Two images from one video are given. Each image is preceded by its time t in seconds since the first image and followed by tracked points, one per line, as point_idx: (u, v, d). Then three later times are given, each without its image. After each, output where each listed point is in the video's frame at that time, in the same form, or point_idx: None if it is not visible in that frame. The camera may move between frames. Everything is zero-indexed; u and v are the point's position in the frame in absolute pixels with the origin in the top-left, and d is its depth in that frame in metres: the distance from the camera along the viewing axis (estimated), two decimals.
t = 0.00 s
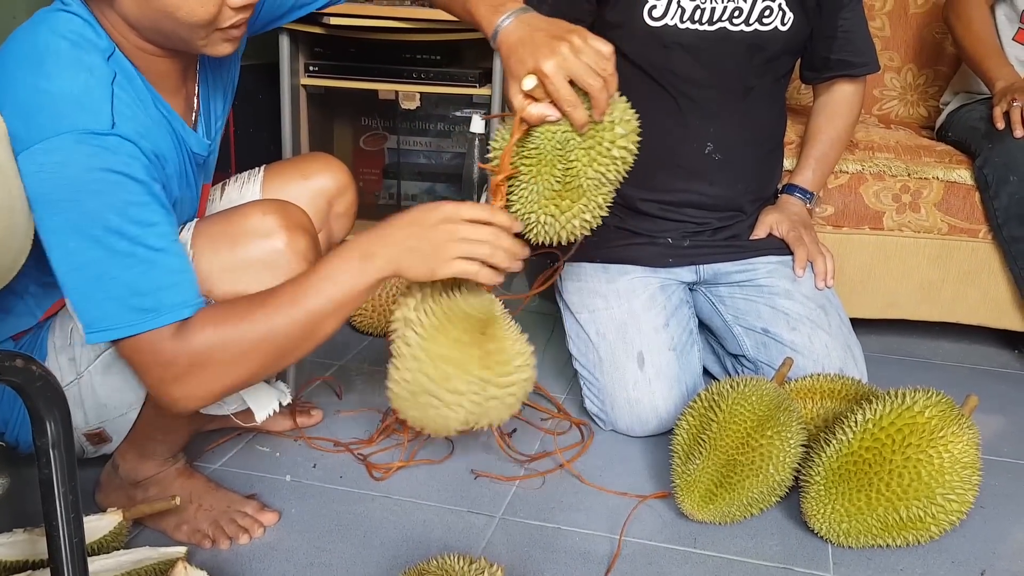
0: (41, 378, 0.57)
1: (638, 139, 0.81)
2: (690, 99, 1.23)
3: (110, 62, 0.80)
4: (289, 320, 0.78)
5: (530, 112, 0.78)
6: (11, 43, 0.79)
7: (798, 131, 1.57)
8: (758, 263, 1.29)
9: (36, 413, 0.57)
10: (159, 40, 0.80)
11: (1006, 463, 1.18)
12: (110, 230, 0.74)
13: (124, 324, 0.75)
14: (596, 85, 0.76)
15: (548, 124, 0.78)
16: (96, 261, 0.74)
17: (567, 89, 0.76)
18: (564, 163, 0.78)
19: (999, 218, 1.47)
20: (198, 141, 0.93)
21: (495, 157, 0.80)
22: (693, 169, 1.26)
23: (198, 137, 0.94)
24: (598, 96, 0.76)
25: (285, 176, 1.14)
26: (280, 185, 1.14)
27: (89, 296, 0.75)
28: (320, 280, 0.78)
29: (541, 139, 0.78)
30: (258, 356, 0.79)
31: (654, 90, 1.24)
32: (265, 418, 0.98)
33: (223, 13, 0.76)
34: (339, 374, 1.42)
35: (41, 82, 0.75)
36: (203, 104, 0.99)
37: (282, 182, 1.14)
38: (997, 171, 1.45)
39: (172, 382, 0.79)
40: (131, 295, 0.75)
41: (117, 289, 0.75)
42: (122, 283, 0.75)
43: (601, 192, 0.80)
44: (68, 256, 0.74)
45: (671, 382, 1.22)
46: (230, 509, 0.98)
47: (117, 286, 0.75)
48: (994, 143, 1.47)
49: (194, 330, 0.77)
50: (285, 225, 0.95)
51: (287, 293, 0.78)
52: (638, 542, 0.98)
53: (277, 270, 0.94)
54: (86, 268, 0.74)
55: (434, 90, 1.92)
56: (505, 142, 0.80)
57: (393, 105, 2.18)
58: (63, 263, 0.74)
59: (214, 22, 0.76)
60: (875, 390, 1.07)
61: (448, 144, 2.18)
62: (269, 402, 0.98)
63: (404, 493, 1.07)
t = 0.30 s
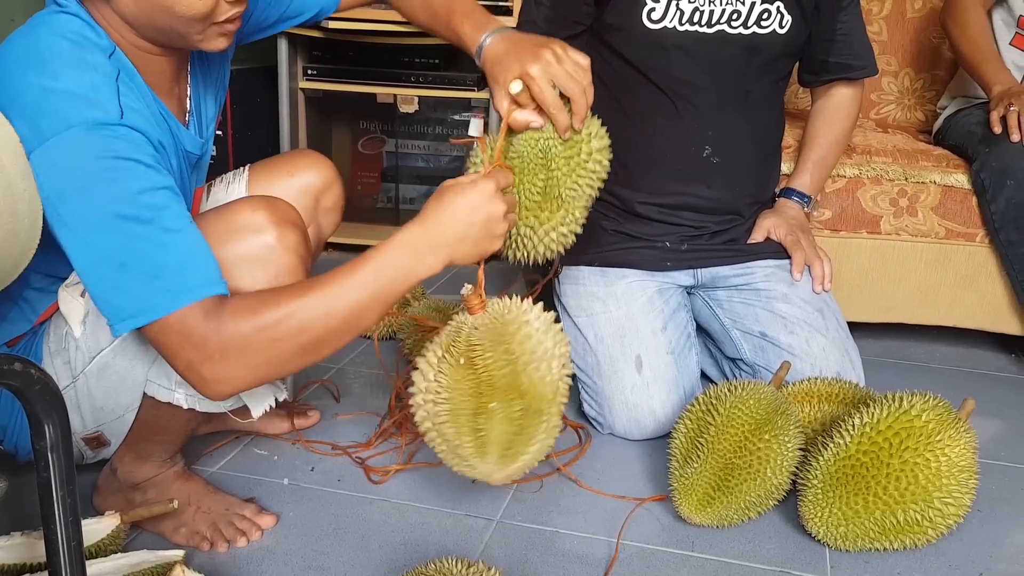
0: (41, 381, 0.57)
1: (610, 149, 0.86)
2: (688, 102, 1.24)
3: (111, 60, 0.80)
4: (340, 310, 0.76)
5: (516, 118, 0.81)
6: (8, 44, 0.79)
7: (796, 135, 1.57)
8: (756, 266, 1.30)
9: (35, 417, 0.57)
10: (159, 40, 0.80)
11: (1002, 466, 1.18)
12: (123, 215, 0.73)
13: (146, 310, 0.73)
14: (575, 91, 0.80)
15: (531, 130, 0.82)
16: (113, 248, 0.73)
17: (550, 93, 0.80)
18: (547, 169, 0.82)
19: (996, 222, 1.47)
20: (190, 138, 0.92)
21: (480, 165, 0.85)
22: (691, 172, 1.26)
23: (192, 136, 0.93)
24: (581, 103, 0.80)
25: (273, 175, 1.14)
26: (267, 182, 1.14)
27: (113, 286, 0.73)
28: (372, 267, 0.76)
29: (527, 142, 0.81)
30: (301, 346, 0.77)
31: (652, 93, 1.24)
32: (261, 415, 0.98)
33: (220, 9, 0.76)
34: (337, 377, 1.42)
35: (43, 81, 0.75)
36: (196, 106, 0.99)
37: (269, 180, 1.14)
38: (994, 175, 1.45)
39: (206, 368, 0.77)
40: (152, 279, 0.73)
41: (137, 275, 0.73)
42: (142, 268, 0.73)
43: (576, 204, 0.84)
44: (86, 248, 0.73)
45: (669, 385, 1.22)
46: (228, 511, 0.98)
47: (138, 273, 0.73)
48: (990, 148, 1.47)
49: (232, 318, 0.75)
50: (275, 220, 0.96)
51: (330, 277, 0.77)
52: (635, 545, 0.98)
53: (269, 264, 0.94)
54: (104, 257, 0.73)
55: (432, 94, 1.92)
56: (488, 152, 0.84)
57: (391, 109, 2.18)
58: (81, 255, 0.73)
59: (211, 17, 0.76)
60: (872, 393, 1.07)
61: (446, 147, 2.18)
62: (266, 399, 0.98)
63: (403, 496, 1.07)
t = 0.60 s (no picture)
0: (41, 381, 0.57)
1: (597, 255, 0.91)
2: (687, 102, 1.24)
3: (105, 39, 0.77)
4: (340, 231, 0.69)
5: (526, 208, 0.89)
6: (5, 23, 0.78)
7: (795, 134, 1.57)
8: (755, 265, 1.30)
9: (35, 416, 0.57)
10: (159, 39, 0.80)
11: (1001, 465, 1.18)
12: (104, 142, 0.70)
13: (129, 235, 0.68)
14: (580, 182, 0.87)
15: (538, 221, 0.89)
16: (94, 175, 0.69)
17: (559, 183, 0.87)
18: (551, 249, 0.86)
19: (995, 221, 1.47)
20: (181, 131, 0.89)
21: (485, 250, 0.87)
22: (691, 171, 1.26)
23: (183, 128, 0.90)
24: (587, 197, 0.87)
25: (267, 172, 1.14)
26: (261, 181, 1.14)
27: (100, 218, 0.69)
28: (382, 191, 0.71)
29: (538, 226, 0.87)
30: (298, 268, 0.69)
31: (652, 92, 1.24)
32: (252, 412, 0.97)
33: None
34: (337, 377, 1.41)
35: (29, 47, 0.74)
36: (185, 88, 0.93)
37: (263, 177, 1.14)
38: (993, 174, 1.45)
39: (190, 286, 0.67)
40: (137, 199, 0.69)
41: (121, 200, 0.69)
42: (126, 190, 0.69)
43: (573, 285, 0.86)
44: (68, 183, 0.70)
45: (669, 385, 1.22)
46: (228, 510, 0.98)
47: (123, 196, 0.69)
48: (990, 147, 1.47)
49: (220, 235, 0.68)
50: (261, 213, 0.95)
51: (334, 198, 0.71)
52: (635, 544, 0.98)
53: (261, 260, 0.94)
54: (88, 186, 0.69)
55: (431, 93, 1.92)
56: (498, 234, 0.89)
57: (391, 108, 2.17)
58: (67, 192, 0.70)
59: None
60: (872, 392, 1.07)
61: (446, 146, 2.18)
62: (257, 396, 0.96)
63: (402, 495, 1.07)
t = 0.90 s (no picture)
0: (41, 386, 0.57)
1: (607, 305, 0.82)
2: (685, 104, 1.24)
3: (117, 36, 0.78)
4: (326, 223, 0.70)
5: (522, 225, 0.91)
6: (16, 15, 0.79)
7: (794, 134, 1.57)
8: (754, 266, 1.30)
9: (35, 421, 0.57)
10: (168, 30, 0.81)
11: (1001, 465, 1.19)
12: (96, 123, 0.71)
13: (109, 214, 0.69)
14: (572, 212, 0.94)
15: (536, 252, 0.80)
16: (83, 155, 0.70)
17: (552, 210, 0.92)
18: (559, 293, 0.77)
19: (994, 221, 1.47)
20: (186, 130, 0.90)
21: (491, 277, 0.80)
22: (689, 173, 1.26)
23: (188, 125, 0.90)
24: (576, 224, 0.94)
25: (270, 176, 1.14)
26: (264, 185, 1.13)
27: (86, 198, 0.70)
28: (367, 188, 0.70)
29: (548, 260, 0.79)
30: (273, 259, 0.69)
31: (650, 95, 1.24)
32: (249, 416, 0.97)
33: None
34: (337, 378, 1.42)
35: (37, 31, 0.75)
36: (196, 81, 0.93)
37: (267, 181, 1.13)
38: (992, 173, 1.46)
39: (162, 267, 0.67)
40: (121, 179, 0.69)
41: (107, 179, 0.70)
42: (112, 170, 0.70)
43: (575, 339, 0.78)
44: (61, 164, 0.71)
45: (668, 385, 1.22)
46: (228, 513, 0.98)
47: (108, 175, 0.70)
48: (988, 146, 1.47)
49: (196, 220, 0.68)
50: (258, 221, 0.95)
51: (320, 190, 0.71)
52: (635, 544, 0.98)
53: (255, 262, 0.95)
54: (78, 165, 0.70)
55: (430, 94, 1.92)
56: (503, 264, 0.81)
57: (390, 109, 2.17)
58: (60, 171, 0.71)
59: None
60: (871, 392, 1.07)
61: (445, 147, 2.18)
62: (253, 400, 0.96)
63: (402, 497, 1.07)
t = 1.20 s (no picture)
0: (35, 393, 0.57)
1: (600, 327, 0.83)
2: (679, 109, 1.24)
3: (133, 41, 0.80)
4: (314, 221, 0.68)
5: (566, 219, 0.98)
6: (35, 16, 0.80)
7: (788, 138, 1.58)
8: (749, 270, 1.30)
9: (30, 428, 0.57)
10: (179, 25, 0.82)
11: (995, 467, 1.19)
12: (101, 111, 0.70)
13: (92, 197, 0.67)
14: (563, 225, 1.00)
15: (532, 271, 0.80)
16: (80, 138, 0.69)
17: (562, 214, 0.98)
18: (563, 321, 0.78)
19: (987, 224, 1.48)
20: (196, 137, 0.91)
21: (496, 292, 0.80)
22: (683, 177, 1.27)
23: (198, 132, 0.91)
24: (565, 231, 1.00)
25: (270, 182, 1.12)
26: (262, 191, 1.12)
27: (73, 179, 0.68)
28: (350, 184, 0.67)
29: (552, 286, 0.78)
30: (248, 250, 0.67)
31: (644, 100, 1.25)
32: (249, 423, 0.97)
33: None
34: (333, 382, 1.42)
35: (59, 28, 0.77)
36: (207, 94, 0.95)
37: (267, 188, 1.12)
38: (985, 177, 1.46)
39: (135, 252, 0.65)
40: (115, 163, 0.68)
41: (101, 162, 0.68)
42: (108, 155, 0.68)
43: (576, 368, 0.79)
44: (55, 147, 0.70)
45: (663, 388, 1.22)
46: (224, 518, 0.98)
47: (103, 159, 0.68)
48: (981, 150, 1.47)
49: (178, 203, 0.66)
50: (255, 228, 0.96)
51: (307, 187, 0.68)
52: (632, 549, 0.98)
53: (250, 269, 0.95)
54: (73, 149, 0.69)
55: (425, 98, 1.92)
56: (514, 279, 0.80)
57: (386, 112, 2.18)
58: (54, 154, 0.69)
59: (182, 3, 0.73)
60: (865, 395, 1.08)
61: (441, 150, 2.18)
62: (253, 407, 0.97)
63: (398, 502, 1.07)
